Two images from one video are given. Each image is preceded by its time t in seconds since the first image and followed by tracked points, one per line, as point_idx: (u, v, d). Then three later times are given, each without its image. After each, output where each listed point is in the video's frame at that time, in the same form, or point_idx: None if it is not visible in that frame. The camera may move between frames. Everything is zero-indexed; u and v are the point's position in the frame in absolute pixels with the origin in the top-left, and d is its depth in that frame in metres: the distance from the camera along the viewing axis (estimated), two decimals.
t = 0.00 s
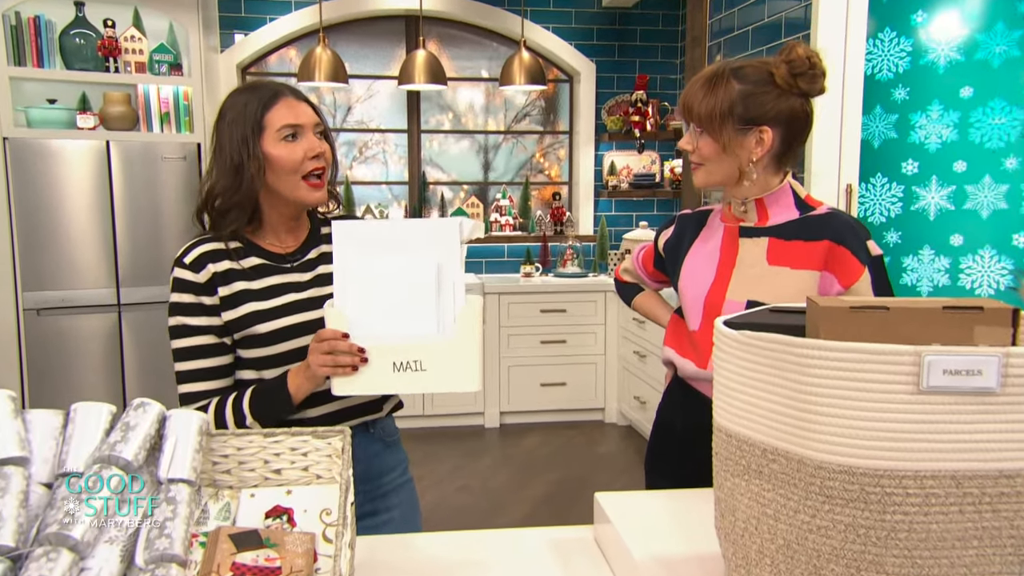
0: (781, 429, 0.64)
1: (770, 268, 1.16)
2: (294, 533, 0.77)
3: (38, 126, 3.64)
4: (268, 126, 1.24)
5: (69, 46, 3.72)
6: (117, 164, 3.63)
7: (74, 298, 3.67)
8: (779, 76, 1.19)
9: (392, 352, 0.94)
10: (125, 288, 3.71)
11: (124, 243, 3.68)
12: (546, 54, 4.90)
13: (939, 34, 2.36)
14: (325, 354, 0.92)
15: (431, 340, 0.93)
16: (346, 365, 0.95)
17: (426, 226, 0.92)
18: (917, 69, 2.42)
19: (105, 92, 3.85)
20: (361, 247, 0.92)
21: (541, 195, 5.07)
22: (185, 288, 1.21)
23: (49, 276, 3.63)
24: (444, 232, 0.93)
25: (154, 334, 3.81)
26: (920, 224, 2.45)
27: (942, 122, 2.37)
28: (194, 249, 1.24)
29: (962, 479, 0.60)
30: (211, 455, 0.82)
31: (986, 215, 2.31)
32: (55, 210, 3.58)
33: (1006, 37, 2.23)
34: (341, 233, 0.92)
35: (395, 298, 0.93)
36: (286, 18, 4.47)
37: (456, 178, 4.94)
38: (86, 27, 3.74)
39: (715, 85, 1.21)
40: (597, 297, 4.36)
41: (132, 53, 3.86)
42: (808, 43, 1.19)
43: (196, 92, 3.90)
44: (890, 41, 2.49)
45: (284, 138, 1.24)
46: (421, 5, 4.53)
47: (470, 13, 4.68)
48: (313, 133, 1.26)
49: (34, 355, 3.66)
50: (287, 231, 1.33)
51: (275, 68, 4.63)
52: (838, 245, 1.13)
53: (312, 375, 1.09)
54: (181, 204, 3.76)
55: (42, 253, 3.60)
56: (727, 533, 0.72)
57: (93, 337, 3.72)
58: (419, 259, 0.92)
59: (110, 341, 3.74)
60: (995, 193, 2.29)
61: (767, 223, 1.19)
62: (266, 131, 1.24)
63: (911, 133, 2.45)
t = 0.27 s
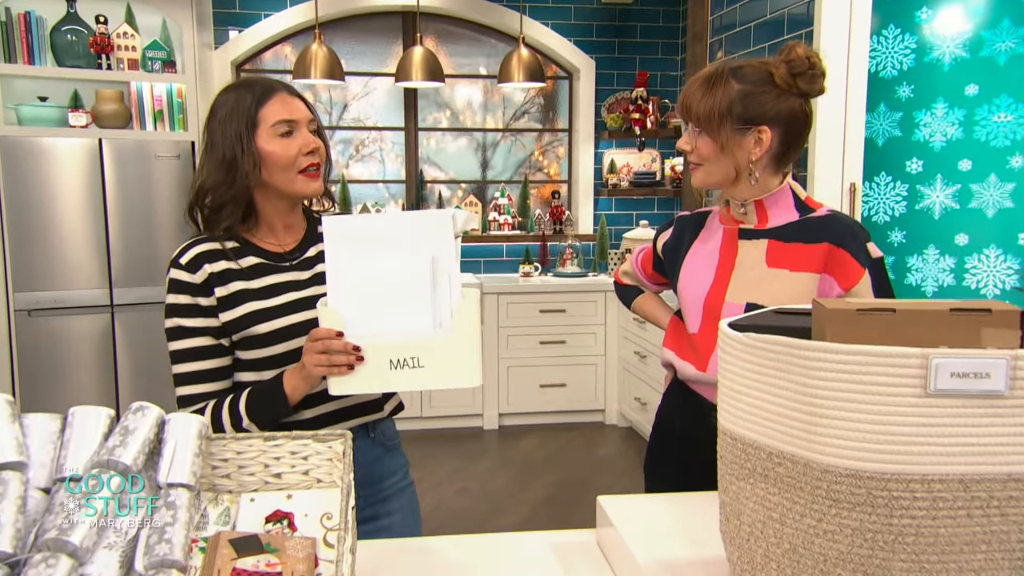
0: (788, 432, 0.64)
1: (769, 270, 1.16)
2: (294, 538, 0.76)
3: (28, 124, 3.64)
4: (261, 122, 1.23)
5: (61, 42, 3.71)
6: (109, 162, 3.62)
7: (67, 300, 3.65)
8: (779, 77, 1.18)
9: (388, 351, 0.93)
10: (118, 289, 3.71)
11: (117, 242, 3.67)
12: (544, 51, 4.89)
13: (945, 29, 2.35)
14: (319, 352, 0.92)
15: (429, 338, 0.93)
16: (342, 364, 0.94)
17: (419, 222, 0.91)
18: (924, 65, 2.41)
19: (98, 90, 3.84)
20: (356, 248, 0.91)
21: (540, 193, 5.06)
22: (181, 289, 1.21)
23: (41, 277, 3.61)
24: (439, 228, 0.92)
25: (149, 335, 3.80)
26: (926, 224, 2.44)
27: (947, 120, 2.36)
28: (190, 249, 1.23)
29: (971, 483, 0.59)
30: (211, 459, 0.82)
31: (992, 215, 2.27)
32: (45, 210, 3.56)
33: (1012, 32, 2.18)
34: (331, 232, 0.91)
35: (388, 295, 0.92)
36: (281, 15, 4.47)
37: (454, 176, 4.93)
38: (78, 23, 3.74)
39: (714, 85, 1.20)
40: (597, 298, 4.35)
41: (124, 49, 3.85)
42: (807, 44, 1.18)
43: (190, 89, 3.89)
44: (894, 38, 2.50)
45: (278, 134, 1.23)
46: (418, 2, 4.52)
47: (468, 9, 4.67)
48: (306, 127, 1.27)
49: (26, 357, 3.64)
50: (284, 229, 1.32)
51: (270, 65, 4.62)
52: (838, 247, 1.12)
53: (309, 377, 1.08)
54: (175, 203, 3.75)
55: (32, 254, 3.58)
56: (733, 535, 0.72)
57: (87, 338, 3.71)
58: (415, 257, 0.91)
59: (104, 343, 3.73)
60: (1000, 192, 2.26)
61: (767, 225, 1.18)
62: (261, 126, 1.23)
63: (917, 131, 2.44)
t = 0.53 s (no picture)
0: (794, 434, 0.63)
1: (772, 270, 1.15)
2: (298, 540, 0.76)
3: (26, 124, 3.63)
4: (262, 120, 1.23)
5: (59, 42, 3.70)
6: (107, 161, 3.62)
7: (65, 300, 3.65)
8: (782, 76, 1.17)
9: (389, 353, 0.93)
10: (116, 289, 3.70)
11: (115, 242, 3.67)
12: (543, 49, 4.89)
13: (948, 27, 2.39)
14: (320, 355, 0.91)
15: (433, 341, 0.93)
16: (342, 367, 0.93)
17: (424, 224, 0.91)
18: (926, 64, 2.43)
19: (95, 89, 3.83)
20: (359, 250, 0.91)
21: (540, 193, 5.05)
22: (181, 289, 1.20)
23: (39, 278, 3.61)
24: (442, 231, 0.91)
25: (148, 334, 3.80)
26: (931, 224, 2.46)
27: (951, 118, 2.40)
28: (191, 250, 1.23)
29: (978, 485, 0.59)
30: (213, 461, 0.81)
31: (997, 212, 2.36)
32: (43, 211, 3.56)
33: (1015, 31, 2.30)
34: (333, 230, 0.90)
35: (390, 297, 0.92)
36: (279, 13, 4.46)
37: (454, 176, 4.93)
38: (75, 22, 3.73)
39: (717, 85, 1.20)
40: (598, 297, 4.35)
41: (123, 49, 3.82)
42: (810, 42, 1.18)
43: (189, 88, 3.87)
44: (897, 36, 2.48)
45: (279, 132, 1.23)
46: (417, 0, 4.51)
47: (467, 8, 4.67)
48: (307, 124, 1.26)
49: (24, 357, 3.64)
50: (285, 229, 1.32)
51: (269, 64, 4.61)
52: (842, 247, 1.12)
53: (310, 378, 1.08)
54: (173, 202, 3.75)
55: (30, 255, 3.58)
56: (738, 537, 0.72)
57: (86, 338, 3.70)
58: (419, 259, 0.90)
59: (103, 343, 3.73)
60: (1005, 190, 2.36)
61: (770, 224, 1.18)
62: (262, 125, 1.23)
63: (921, 130, 2.45)
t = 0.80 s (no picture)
0: (800, 434, 0.64)
1: (777, 270, 1.16)
2: (305, 540, 0.77)
3: (27, 124, 3.63)
4: (268, 121, 1.24)
5: (60, 42, 3.71)
6: (109, 162, 3.62)
7: (67, 301, 3.65)
8: (787, 75, 1.18)
9: (400, 358, 0.93)
10: (117, 289, 3.71)
11: (117, 242, 3.68)
12: (544, 49, 4.89)
13: (949, 26, 2.39)
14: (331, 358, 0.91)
15: (441, 347, 0.92)
16: (353, 371, 0.94)
17: (435, 229, 0.92)
18: (928, 63, 2.43)
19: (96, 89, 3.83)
20: (370, 253, 0.91)
21: (541, 192, 5.06)
22: (189, 289, 1.20)
23: (40, 279, 3.61)
24: (453, 236, 0.92)
25: (151, 334, 3.81)
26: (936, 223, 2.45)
27: (954, 117, 2.40)
28: (199, 250, 1.23)
29: (984, 484, 0.59)
30: (221, 462, 0.82)
31: (998, 213, 2.39)
32: (44, 211, 3.56)
33: (1016, 30, 2.34)
34: (345, 235, 0.92)
35: (400, 303, 0.92)
36: (280, 14, 4.47)
37: (455, 176, 4.93)
38: (76, 23, 3.74)
39: (722, 85, 1.20)
40: (599, 297, 4.35)
41: (123, 49, 3.84)
42: (814, 41, 1.18)
43: (190, 88, 3.87)
44: (900, 36, 2.48)
45: (287, 132, 1.24)
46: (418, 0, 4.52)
47: (468, 7, 4.67)
48: (314, 124, 1.27)
49: (26, 358, 3.64)
50: (292, 229, 1.33)
51: (270, 64, 4.61)
52: (847, 247, 1.13)
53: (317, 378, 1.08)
54: (174, 202, 3.76)
55: (31, 256, 3.58)
56: (744, 537, 0.72)
57: (88, 338, 3.71)
58: (429, 263, 0.91)
59: (105, 343, 3.73)
60: (1007, 189, 2.38)
61: (775, 224, 1.18)
62: (268, 125, 1.23)
63: (922, 130, 2.45)
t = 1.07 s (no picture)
0: (807, 432, 0.64)
1: (782, 269, 1.16)
2: (313, 538, 0.77)
3: (29, 123, 3.64)
4: (274, 119, 1.24)
5: (63, 42, 3.72)
6: (111, 161, 3.63)
7: (69, 300, 3.66)
8: (792, 75, 1.18)
9: (407, 353, 0.93)
10: (120, 289, 3.72)
11: (119, 242, 3.69)
12: (546, 48, 4.89)
13: (951, 26, 2.39)
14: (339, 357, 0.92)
15: (448, 342, 0.93)
16: (361, 367, 0.94)
17: (439, 227, 0.91)
18: (931, 62, 2.42)
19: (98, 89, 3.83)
20: (374, 252, 0.91)
21: (542, 191, 5.06)
22: (195, 287, 1.20)
23: (43, 278, 3.62)
24: (457, 234, 0.92)
25: (153, 334, 3.82)
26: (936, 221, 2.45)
27: (957, 116, 2.39)
28: (205, 248, 1.23)
29: (992, 482, 0.59)
30: (229, 460, 0.82)
31: (1002, 212, 2.36)
32: (47, 211, 3.57)
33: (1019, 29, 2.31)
34: (350, 234, 0.91)
35: (406, 299, 0.92)
36: (282, 13, 4.47)
37: (456, 175, 4.93)
38: (78, 22, 3.74)
39: (727, 84, 1.21)
40: (601, 296, 4.35)
41: (125, 49, 3.85)
42: (819, 40, 1.18)
43: (192, 88, 3.88)
44: (903, 34, 2.48)
45: (291, 129, 1.24)
46: None
47: (469, 6, 4.67)
48: (319, 122, 1.27)
49: (28, 357, 3.65)
50: (297, 228, 1.33)
51: (271, 63, 4.61)
52: (851, 247, 1.12)
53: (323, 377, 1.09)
54: (176, 202, 3.76)
55: (34, 256, 3.59)
56: (751, 535, 0.72)
57: (90, 338, 3.72)
58: (433, 262, 0.91)
59: (107, 343, 3.74)
60: (1010, 188, 2.35)
61: (780, 223, 1.18)
62: (275, 123, 1.24)
63: (925, 129, 2.45)
